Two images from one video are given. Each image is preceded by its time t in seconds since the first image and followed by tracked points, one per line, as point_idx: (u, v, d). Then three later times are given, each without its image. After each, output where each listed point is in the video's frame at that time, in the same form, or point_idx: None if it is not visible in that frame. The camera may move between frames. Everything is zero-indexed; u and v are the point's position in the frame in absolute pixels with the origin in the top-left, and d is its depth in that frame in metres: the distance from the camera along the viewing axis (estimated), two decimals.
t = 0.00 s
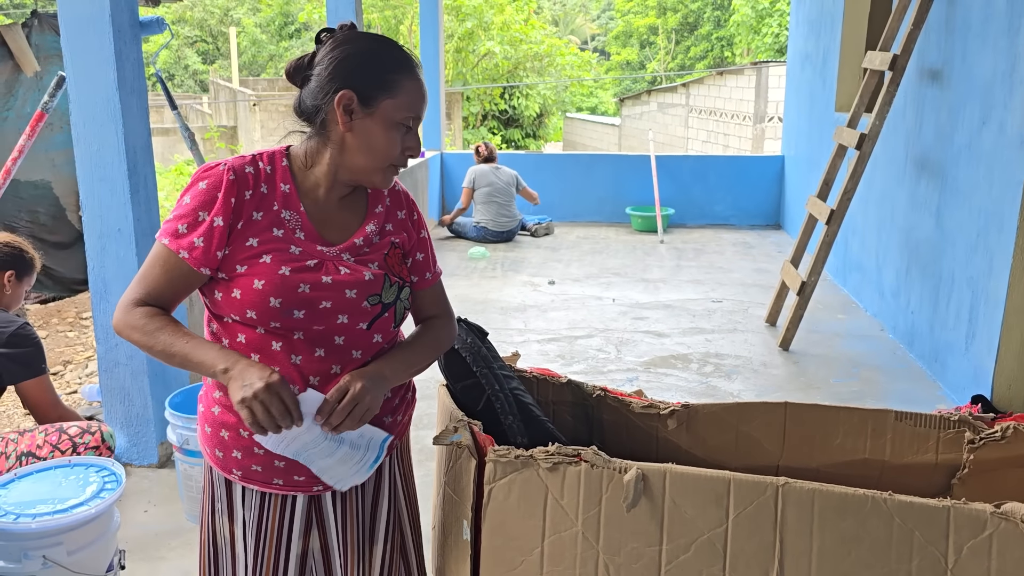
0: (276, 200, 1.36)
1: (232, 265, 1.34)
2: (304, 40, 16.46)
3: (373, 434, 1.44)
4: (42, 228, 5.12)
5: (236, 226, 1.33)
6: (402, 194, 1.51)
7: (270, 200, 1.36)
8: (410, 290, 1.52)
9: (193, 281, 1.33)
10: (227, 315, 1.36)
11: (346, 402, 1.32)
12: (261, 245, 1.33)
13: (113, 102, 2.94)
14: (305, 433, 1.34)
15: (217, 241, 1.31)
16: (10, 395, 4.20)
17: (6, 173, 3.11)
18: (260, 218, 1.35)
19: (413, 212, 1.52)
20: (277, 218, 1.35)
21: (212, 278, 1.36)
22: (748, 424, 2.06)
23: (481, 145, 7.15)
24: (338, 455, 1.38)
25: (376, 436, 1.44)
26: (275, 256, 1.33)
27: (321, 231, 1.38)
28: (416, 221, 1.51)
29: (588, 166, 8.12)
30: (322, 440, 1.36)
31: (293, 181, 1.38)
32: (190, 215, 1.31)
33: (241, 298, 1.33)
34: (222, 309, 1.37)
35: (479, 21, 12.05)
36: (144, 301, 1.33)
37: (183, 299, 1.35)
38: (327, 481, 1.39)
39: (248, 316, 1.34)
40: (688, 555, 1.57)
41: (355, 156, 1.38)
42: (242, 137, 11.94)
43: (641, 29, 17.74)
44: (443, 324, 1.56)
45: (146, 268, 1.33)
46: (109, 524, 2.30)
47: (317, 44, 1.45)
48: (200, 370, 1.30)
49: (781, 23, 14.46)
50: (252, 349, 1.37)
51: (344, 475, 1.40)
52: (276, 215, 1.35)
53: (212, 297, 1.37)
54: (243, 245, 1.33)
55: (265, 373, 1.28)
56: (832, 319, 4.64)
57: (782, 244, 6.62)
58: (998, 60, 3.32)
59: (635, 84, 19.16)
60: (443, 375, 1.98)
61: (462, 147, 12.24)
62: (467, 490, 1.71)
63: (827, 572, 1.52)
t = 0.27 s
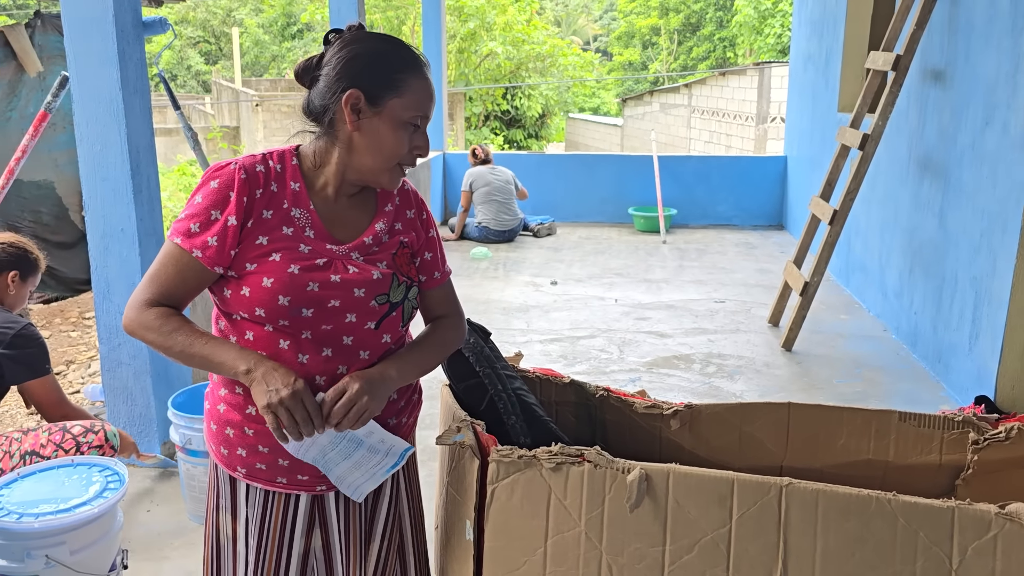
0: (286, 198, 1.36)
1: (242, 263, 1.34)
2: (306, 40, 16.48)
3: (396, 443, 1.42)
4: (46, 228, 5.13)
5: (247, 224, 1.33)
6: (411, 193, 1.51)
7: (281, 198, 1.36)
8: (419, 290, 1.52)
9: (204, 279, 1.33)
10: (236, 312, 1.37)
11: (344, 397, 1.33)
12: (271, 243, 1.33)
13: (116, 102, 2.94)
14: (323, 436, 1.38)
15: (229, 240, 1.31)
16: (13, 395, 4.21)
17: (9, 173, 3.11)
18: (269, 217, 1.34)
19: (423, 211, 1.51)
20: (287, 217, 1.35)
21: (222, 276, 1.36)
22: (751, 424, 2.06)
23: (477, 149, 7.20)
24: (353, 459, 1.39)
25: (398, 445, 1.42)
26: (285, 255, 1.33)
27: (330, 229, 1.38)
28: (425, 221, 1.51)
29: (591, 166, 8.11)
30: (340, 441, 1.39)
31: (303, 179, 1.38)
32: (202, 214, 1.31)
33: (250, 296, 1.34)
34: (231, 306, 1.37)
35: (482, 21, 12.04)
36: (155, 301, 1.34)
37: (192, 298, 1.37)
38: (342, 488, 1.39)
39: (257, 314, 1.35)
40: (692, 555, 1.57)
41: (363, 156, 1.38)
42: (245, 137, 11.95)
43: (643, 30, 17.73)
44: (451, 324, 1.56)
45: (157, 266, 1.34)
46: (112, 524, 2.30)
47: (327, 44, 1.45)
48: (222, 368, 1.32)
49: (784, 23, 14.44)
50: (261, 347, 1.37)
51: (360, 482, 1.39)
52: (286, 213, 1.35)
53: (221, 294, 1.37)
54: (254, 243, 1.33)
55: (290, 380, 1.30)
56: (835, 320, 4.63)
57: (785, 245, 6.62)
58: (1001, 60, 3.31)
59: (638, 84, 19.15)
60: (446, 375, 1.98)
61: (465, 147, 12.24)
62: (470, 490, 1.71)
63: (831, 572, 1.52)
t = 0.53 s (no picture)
0: (289, 197, 1.36)
1: (245, 262, 1.34)
2: (307, 41, 16.49)
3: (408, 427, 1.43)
4: (47, 228, 5.14)
5: (250, 223, 1.34)
6: (414, 193, 1.51)
7: (284, 197, 1.36)
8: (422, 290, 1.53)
9: (208, 279, 1.33)
10: (239, 312, 1.37)
11: (344, 390, 1.33)
12: (274, 242, 1.34)
13: (117, 102, 2.95)
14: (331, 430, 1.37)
15: (233, 240, 1.31)
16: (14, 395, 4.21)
17: (11, 174, 3.12)
18: (272, 216, 1.35)
19: (426, 211, 1.52)
20: (290, 215, 1.35)
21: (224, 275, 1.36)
22: (752, 426, 2.06)
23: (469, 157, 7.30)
24: (368, 446, 1.38)
25: (410, 426, 1.42)
26: (287, 254, 1.33)
27: (333, 228, 1.38)
28: (429, 221, 1.51)
29: (592, 166, 8.10)
30: (352, 430, 1.37)
31: (305, 179, 1.38)
32: (205, 214, 1.31)
33: (252, 295, 1.34)
34: (234, 306, 1.37)
35: (483, 22, 12.03)
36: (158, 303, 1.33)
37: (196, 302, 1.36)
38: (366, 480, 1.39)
39: (260, 313, 1.35)
40: (692, 557, 1.57)
41: (364, 157, 1.38)
42: (246, 137, 11.96)
43: (645, 30, 17.73)
44: (454, 324, 1.56)
45: (161, 267, 1.33)
46: (113, 524, 2.31)
47: (326, 47, 1.45)
48: (228, 376, 1.32)
49: (785, 23, 14.42)
50: (264, 346, 1.37)
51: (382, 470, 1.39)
52: (289, 212, 1.35)
53: (224, 294, 1.37)
54: (257, 242, 1.34)
55: (294, 393, 1.30)
56: (836, 321, 4.63)
57: (787, 245, 6.61)
58: (1004, 61, 3.30)
59: (639, 84, 19.15)
60: (447, 376, 1.99)
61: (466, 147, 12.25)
62: (471, 491, 1.71)
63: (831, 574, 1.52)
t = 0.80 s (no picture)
0: (289, 199, 1.36)
1: (246, 264, 1.33)
2: (309, 41, 16.49)
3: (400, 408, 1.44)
4: (48, 230, 5.13)
5: (250, 226, 1.33)
6: (415, 195, 1.51)
7: (284, 199, 1.35)
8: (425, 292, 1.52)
9: (209, 282, 1.33)
10: (241, 315, 1.36)
11: (358, 396, 1.34)
12: (274, 244, 1.33)
13: (117, 104, 2.94)
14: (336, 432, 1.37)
15: (234, 242, 1.31)
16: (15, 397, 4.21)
17: (11, 176, 3.11)
18: (273, 218, 1.34)
19: (427, 212, 1.51)
20: (290, 217, 1.35)
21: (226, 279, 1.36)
22: (753, 429, 2.05)
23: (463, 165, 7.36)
24: (377, 439, 1.39)
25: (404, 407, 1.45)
26: (288, 256, 1.32)
27: (334, 230, 1.37)
28: (430, 223, 1.51)
29: (594, 167, 8.10)
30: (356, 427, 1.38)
31: (306, 181, 1.38)
32: (206, 217, 1.31)
33: (253, 298, 1.33)
34: (235, 308, 1.36)
35: (484, 22, 12.01)
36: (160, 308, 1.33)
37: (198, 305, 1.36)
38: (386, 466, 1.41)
39: (261, 315, 1.34)
40: (693, 563, 1.57)
41: (363, 159, 1.38)
42: (247, 137, 11.96)
43: (646, 30, 17.72)
44: (457, 326, 1.55)
45: (163, 269, 1.33)
46: (113, 527, 2.30)
47: (322, 50, 1.45)
48: (223, 390, 1.31)
49: (787, 24, 14.41)
50: (265, 349, 1.36)
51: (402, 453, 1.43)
52: (289, 214, 1.35)
53: (225, 297, 1.36)
54: (257, 244, 1.33)
55: (292, 410, 1.30)
56: (838, 322, 4.62)
57: (788, 246, 6.60)
58: (1006, 62, 3.29)
59: (641, 85, 19.14)
60: (448, 379, 1.99)
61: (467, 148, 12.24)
62: (472, 495, 1.70)
63: None
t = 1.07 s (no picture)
0: (295, 201, 1.35)
1: (251, 267, 1.33)
2: (310, 41, 16.49)
3: (400, 421, 1.44)
4: (51, 229, 5.13)
5: (255, 229, 1.33)
6: (421, 194, 1.50)
7: (289, 202, 1.35)
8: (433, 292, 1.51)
9: (215, 285, 1.33)
10: (248, 317, 1.36)
11: (371, 412, 1.33)
12: (280, 246, 1.32)
13: (121, 104, 2.94)
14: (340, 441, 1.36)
15: (238, 245, 1.30)
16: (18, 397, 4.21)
17: (15, 176, 3.10)
18: (278, 220, 1.34)
19: (434, 212, 1.50)
20: (296, 219, 1.34)
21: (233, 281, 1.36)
22: (759, 431, 2.05)
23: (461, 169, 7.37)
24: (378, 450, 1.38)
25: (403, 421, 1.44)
26: (294, 258, 1.32)
27: (341, 231, 1.37)
28: (438, 222, 1.50)
29: (596, 167, 8.09)
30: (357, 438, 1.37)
31: (311, 183, 1.37)
32: (210, 220, 1.31)
33: (260, 300, 1.33)
34: (242, 311, 1.36)
35: (486, 22, 11.99)
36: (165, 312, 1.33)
37: (204, 304, 1.35)
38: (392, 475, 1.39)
39: (268, 318, 1.33)
40: (701, 564, 1.57)
41: (367, 157, 1.37)
42: (249, 137, 11.96)
43: (648, 30, 17.71)
44: (465, 326, 1.54)
45: (168, 272, 1.33)
46: (117, 528, 2.30)
47: (325, 49, 1.45)
48: (220, 399, 1.31)
49: (789, 23, 14.38)
50: (273, 352, 1.36)
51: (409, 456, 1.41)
52: (295, 216, 1.34)
53: (232, 300, 1.36)
54: (264, 247, 1.33)
55: (284, 421, 1.29)
56: (841, 322, 4.62)
57: (791, 247, 6.60)
58: (1010, 62, 3.28)
59: (643, 84, 19.13)
60: (453, 381, 1.98)
61: (469, 148, 12.23)
62: (478, 497, 1.70)
63: None
